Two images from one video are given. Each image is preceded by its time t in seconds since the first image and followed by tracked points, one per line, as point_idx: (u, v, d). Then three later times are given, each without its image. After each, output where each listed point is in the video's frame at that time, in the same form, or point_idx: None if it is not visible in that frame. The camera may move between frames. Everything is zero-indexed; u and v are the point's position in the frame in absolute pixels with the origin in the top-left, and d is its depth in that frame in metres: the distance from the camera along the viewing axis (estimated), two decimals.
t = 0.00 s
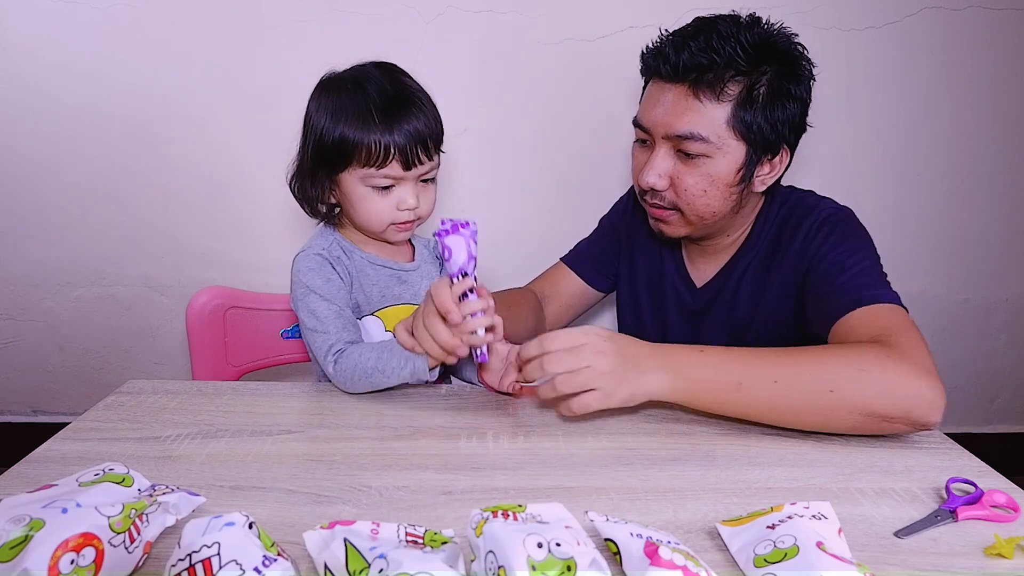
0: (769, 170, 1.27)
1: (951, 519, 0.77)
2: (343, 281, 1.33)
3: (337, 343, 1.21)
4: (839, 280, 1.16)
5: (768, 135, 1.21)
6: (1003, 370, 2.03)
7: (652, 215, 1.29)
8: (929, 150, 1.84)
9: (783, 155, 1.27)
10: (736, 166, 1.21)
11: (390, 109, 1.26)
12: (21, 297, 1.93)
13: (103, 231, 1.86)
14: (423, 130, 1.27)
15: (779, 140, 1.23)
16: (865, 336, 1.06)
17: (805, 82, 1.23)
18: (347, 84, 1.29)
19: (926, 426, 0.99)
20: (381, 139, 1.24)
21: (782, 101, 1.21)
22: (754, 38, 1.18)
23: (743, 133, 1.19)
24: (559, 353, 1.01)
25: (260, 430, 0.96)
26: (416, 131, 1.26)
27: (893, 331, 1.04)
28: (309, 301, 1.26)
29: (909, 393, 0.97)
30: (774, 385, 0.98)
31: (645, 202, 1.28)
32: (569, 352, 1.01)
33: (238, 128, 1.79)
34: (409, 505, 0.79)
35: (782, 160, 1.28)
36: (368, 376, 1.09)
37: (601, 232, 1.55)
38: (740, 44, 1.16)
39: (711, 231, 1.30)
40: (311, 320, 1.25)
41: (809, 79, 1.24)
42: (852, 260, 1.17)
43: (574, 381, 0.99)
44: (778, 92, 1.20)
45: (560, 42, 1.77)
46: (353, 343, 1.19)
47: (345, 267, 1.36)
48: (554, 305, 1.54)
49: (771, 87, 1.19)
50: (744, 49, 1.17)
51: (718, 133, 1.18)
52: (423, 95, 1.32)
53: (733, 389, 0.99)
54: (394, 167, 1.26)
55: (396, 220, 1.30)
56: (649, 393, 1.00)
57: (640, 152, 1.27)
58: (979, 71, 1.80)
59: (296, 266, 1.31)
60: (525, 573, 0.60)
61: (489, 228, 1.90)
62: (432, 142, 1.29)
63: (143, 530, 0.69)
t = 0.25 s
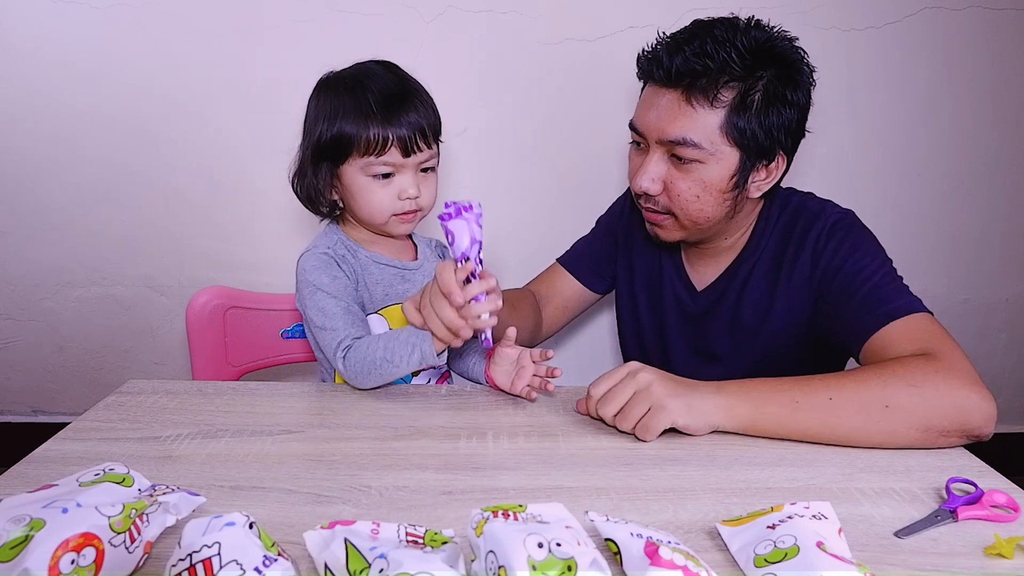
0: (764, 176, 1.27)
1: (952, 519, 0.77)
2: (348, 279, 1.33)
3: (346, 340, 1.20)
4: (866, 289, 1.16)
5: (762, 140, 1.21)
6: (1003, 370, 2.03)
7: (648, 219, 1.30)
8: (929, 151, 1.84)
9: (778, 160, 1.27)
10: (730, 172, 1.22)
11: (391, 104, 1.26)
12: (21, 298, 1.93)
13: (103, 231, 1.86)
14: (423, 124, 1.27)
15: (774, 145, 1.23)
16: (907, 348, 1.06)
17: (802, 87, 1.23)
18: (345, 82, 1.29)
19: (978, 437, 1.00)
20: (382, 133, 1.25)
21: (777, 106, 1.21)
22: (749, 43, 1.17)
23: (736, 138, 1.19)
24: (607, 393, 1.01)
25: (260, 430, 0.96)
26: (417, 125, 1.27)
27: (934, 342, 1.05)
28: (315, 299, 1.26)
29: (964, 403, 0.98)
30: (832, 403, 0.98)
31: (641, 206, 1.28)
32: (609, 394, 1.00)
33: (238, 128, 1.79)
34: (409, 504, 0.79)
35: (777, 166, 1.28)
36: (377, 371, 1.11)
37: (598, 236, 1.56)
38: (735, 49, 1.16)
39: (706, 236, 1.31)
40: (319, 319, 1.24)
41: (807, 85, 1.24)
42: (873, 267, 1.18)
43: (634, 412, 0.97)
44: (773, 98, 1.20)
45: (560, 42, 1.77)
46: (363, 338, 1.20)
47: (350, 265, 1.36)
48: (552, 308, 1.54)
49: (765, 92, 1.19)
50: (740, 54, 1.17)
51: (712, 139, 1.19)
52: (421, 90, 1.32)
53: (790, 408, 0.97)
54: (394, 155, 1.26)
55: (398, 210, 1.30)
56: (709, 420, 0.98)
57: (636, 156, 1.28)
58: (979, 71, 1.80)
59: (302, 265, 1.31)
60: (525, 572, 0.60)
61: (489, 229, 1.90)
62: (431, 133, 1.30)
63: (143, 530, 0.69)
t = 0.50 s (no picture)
0: (764, 181, 1.27)
1: (951, 519, 0.77)
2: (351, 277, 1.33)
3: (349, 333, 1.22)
4: (865, 292, 1.15)
5: (761, 145, 1.21)
6: (1003, 370, 2.03)
7: (646, 221, 1.30)
8: (929, 151, 1.84)
9: (779, 166, 1.27)
10: (728, 176, 1.22)
11: (391, 102, 1.26)
12: (21, 298, 1.93)
13: (103, 231, 1.86)
14: (423, 122, 1.28)
15: (774, 150, 1.23)
16: (906, 351, 1.06)
17: (805, 93, 1.22)
18: (346, 82, 1.29)
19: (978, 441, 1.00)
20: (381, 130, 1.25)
21: (778, 112, 1.20)
22: (752, 47, 1.17)
23: (734, 143, 1.19)
24: (603, 396, 1.00)
25: (260, 430, 0.96)
26: (417, 124, 1.27)
27: (934, 346, 1.05)
28: (319, 295, 1.26)
29: (962, 408, 0.98)
30: (830, 407, 0.98)
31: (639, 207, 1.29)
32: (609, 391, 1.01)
33: (238, 128, 1.79)
34: (408, 504, 0.79)
35: (777, 172, 1.27)
36: (380, 365, 1.13)
37: (597, 238, 1.56)
38: (737, 53, 1.16)
39: (704, 239, 1.31)
40: (321, 313, 1.25)
41: (810, 91, 1.23)
42: (872, 269, 1.18)
43: (633, 409, 0.97)
44: (774, 103, 1.19)
45: (560, 42, 1.77)
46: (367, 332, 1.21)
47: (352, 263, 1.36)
48: (551, 309, 1.54)
49: (767, 97, 1.18)
50: (742, 58, 1.16)
51: (710, 143, 1.19)
52: (421, 89, 1.32)
53: (789, 411, 0.97)
54: (392, 150, 1.26)
55: (398, 206, 1.30)
56: (707, 422, 0.98)
57: (636, 157, 1.29)
58: (979, 71, 1.80)
59: (305, 262, 1.32)
60: (525, 573, 0.60)
61: (489, 229, 1.90)
62: (431, 131, 1.30)
63: (143, 530, 0.69)
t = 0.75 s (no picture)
0: (757, 188, 1.26)
1: (951, 519, 0.77)
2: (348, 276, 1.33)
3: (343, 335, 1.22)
4: (864, 294, 1.15)
5: (753, 152, 1.20)
6: (1003, 370, 2.03)
7: (640, 220, 1.31)
8: (929, 151, 1.84)
9: (773, 174, 1.26)
10: (719, 182, 1.22)
11: (388, 104, 1.26)
12: (21, 298, 1.93)
13: (103, 232, 1.86)
14: (419, 125, 1.28)
15: (767, 158, 1.22)
16: (907, 352, 1.06)
17: (803, 102, 1.21)
18: (345, 82, 1.29)
19: (978, 442, 1.00)
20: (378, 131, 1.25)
21: (773, 120, 1.19)
22: (750, 53, 1.16)
23: (725, 149, 1.19)
24: (603, 397, 1.00)
25: (260, 430, 0.96)
26: (413, 127, 1.27)
27: (935, 347, 1.05)
28: (314, 297, 1.26)
29: (963, 409, 0.98)
30: (831, 408, 0.97)
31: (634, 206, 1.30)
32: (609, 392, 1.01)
33: (238, 128, 1.79)
34: (408, 504, 0.79)
35: (771, 179, 1.27)
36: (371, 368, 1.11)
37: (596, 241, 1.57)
38: (735, 58, 1.16)
39: (697, 241, 1.32)
40: (316, 317, 1.25)
41: (807, 100, 1.22)
42: (872, 271, 1.17)
43: (633, 411, 0.97)
44: (769, 111, 1.19)
45: (560, 42, 1.77)
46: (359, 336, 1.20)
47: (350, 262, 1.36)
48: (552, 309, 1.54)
49: (762, 104, 1.18)
50: (739, 63, 1.16)
51: (701, 148, 1.19)
52: (420, 91, 1.32)
53: (789, 412, 0.97)
54: (390, 149, 1.26)
55: (396, 205, 1.30)
56: (706, 422, 0.97)
57: (633, 156, 1.29)
58: (979, 71, 1.80)
59: (303, 262, 1.32)
60: (525, 573, 0.60)
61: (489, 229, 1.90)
62: (427, 134, 1.30)
63: (143, 530, 0.69)
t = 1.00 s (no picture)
0: (752, 194, 1.26)
1: (951, 519, 0.77)
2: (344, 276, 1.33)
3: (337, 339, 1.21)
4: (863, 296, 1.15)
5: (747, 157, 1.20)
6: (1003, 370, 2.03)
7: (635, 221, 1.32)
8: (929, 151, 1.84)
9: (768, 180, 1.25)
10: (712, 186, 1.21)
11: (385, 107, 1.26)
12: (21, 298, 1.93)
13: (102, 232, 1.86)
14: (415, 130, 1.27)
15: (762, 164, 1.22)
16: (906, 354, 1.06)
17: (800, 110, 1.21)
18: (342, 83, 1.29)
19: (979, 443, 1.00)
20: (373, 134, 1.25)
21: (770, 126, 1.19)
22: (749, 57, 1.16)
23: (719, 153, 1.19)
24: (603, 397, 1.00)
25: (260, 430, 0.96)
26: (408, 131, 1.27)
27: (936, 349, 1.05)
28: (309, 298, 1.26)
29: (964, 411, 0.98)
30: (831, 409, 0.97)
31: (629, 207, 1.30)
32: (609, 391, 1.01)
33: (238, 128, 1.79)
34: (408, 504, 0.79)
35: (766, 186, 1.26)
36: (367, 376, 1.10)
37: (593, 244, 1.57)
38: (732, 62, 1.16)
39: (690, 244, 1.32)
40: (310, 319, 1.24)
41: (806, 108, 1.21)
42: (870, 273, 1.17)
43: (633, 412, 0.97)
44: (766, 117, 1.18)
45: (560, 42, 1.77)
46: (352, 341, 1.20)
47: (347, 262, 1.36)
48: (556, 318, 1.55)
49: (758, 110, 1.17)
50: (736, 67, 1.16)
51: (696, 151, 1.18)
52: (418, 96, 1.32)
53: (790, 413, 0.97)
54: (385, 151, 1.26)
55: (391, 206, 1.30)
56: (706, 422, 0.97)
57: (630, 156, 1.30)
58: (979, 71, 1.80)
59: (301, 261, 1.31)
60: (525, 573, 0.60)
61: (489, 229, 1.90)
62: (422, 139, 1.30)
63: (143, 530, 0.69)
